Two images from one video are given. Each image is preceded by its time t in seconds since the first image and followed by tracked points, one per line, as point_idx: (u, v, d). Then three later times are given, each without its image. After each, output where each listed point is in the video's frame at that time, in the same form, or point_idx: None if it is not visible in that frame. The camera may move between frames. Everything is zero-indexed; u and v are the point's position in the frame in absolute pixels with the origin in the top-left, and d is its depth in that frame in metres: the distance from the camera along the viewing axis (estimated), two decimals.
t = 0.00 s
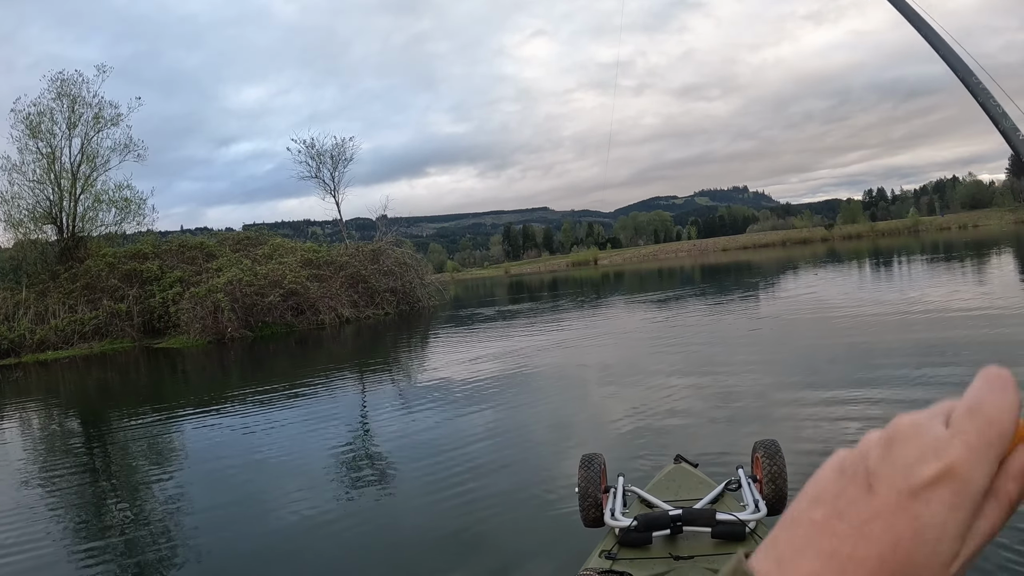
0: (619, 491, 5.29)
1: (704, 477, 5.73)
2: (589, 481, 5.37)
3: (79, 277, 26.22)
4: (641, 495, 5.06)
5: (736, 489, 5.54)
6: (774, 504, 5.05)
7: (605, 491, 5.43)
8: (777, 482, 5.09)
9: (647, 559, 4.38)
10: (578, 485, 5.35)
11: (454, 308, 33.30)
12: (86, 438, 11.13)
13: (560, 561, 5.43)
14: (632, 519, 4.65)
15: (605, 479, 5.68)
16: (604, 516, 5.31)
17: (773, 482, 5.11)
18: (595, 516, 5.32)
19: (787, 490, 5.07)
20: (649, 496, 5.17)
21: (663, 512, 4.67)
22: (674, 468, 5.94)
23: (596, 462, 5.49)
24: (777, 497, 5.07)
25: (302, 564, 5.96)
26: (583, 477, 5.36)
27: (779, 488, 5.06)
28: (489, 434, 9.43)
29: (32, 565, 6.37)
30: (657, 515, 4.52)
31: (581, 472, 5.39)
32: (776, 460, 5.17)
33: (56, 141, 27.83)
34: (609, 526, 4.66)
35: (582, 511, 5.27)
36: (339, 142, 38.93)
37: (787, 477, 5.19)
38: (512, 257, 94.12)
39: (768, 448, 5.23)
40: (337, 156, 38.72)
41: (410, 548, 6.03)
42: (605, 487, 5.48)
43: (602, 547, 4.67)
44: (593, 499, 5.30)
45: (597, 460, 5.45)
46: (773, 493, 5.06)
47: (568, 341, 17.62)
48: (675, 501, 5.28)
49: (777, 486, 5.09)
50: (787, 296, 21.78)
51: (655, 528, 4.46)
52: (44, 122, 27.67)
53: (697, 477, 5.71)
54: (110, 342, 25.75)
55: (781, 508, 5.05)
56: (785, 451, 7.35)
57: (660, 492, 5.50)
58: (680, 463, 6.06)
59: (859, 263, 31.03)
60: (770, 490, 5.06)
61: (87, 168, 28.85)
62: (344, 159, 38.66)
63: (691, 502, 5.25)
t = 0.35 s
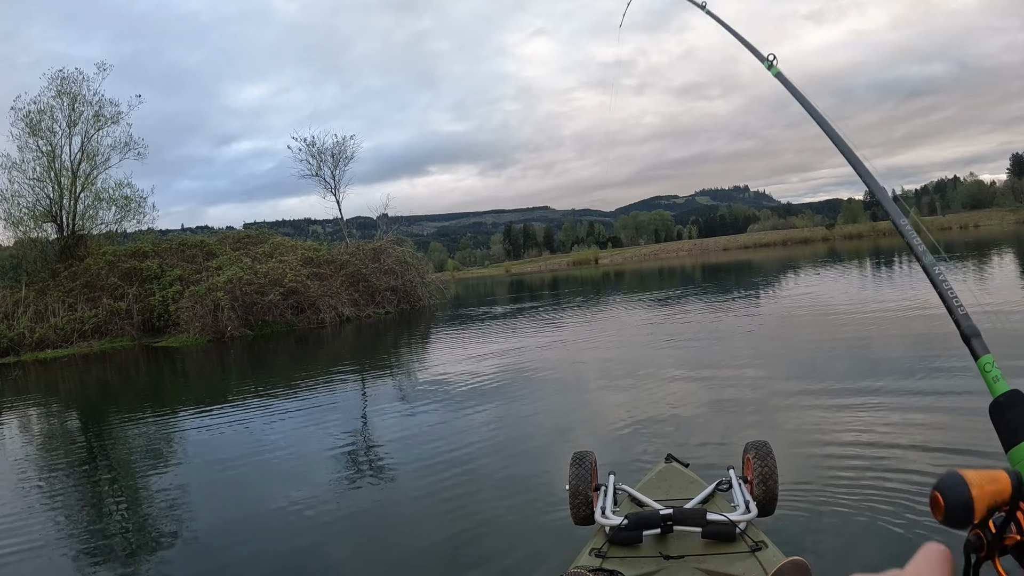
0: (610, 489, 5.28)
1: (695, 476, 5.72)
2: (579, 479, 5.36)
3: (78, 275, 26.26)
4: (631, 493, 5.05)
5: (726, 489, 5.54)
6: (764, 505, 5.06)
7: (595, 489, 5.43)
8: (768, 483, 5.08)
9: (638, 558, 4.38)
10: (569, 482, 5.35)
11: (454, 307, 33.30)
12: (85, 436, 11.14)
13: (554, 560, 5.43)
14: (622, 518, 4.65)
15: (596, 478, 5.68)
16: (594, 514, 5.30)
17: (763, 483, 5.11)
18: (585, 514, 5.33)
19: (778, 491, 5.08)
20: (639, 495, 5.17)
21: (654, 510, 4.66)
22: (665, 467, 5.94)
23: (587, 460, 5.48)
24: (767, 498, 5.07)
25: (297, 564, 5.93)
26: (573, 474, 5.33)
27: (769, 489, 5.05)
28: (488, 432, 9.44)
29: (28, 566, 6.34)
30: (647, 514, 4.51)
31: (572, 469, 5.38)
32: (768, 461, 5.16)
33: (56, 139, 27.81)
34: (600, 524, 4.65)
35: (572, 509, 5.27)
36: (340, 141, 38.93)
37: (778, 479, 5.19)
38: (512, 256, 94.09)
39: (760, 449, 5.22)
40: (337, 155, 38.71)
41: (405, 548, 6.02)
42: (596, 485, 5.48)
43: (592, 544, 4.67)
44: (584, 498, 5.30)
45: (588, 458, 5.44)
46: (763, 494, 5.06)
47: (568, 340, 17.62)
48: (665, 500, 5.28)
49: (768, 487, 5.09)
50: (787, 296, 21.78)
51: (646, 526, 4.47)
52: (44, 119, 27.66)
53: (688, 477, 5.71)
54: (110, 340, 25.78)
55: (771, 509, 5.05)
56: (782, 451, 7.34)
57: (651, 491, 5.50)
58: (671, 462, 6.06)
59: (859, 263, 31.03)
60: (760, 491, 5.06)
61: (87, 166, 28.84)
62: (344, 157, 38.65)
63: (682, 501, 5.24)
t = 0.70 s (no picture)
0: (600, 494, 5.27)
1: (685, 481, 5.71)
2: (569, 484, 5.35)
3: (78, 275, 26.29)
4: (621, 498, 5.04)
5: (717, 495, 5.53)
6: (755, 512, 5.06)
7: (585, 494, 5.42)
8: (758, 489, 5.08)
9: (628, 564, 4.37)
10: (558, 487, 5.35)
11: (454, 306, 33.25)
12: (84, 435, 11.15)
13: (547, 562, 5.42)
14: (611, 523, 4.61)
15: (586, 482, 5.66)
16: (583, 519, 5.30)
17: (754, 490, 5.11)
18: (575, 519, 5.32)
19: (769, 497, 5.08)
20: (629, 500, 5.16)
21: (644, 516, 4.62)
22: (656, 472, 5.93)
23: (577, 465, 5.47)
24: (758, 504, 5.07)
25: (293, 566, 5.93)
26: (563, 479, 5.33)
27: (760, 495, 5.05)
28: (486, 432, 9.44)
29: (25, 566, 6.33)
30: (637, 519, 4.48)
31: (562, 474, 5.37)
32: (759, 466, 5.15)
33: (56, 138, 27.81)
34: (589, 529, 4.64)
35: (561, 513, 5.27)
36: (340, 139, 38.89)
37: (769, 485, 5.18)
38: (513, 256, 94.02)
39: (751, 455, 5.21)
40: (338, 154, 38.67)
41: (401, 549, 6.02)
42: (586, 490, 5.46)
43: (580, 550, 4.66)
44: (573, 503, 5.29)
45: (578, 463, 5.42)
46: (754, 501, 5.06)
47: (568, 340, 17.60)
48: (655, 505, 5.27)
49: (758, 493, 5.08)
50: (788, 296, 21.71)
51: (636, 532, 4.45)
52: (44, 118, 27.66)
53: (678, 482, 5.70)
54: (109, 340, 25.78)
55: (762, 515, 5.06)
56: (780, 453, 7.32)
57: (642, 496, 5.49)
58: (662, 467, 6.05)
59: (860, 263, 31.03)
60: (751, 497, 5.06)
61: (88, 165, 28.83)
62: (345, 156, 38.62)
63: (672, 507, 5.23)
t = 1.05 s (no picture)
0: (595, 494, 5.29)
1: (680, 482, 5.71)
2: (564, 484, 5.36)
3: (78, 274, 26.36)
4: (616, 498, 5.05)
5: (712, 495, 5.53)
6: (750, 511, 5.04)
7: (581, 494, 5.43)
8: (753, 489, 5.08)
9: (624, 564, 4.36)
10: (553, 487, 5.35)
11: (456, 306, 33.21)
12: (85, 434, 11.19)
13: (544, 562, 5.44)
14: (607, 523, 4.64)
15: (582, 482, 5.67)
16: (579, 519, 5.31)
17: (749, 489, 5.10)
18: (571, 519, 5.32)
19: (764, 497, 5.06)
20: (625, 500, 5.17)
21: (639, 516, 4.63)
22: (651, 472, 5.93)
23: (572, 465, 5.48)
24: (753, 503, 5.05)
25: (291, 565, 5.94)
26: (558, 480, 5.33)
27: (755, 495, 5.04)
28: (487, 432, 9.44)
29: (24, 565, 6.36)
30: (632, 519, 4.51)
31: (557, 474, 5.38)
32: (754, 466, 5.15)
33: (56, 137, 27.83)
34: (584, 529, 4.64)
35: (557, 513, 5.27)
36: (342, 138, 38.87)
37: (764, 484, 5.18)
38: (514, 255, 93.97)
39: (746, 455, 5.21)
40: (339, 153, 38.64)
41: (401, 550, 6.01)
42: (581, 490, 5.48)
43: (576, 549, 4.66)
44: (569, 503, 5.30)
45: (573, 463, 5.43)
46: (749, 500, 5.04)
47: (570, 340, 17.59)
48: (650, 505, 5.27)
49: (753, 493, 5.08)
50: (790, 297, 21.64)
51: (631, 532, 4.48)
52: (45, 117, 27.68)
53: (673, 482, 5.69)
54: (109, 339, 25.83)
55: (757, 514, 5.04)
56: (780, 454, 7.30)
57: (636, 496, 5.49)
58: (657, 467, 6.05)
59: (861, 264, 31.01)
60: (746, 496, 5.05)
61: (88, 164, 28.85)
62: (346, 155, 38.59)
63: (667, 507, 5.24)
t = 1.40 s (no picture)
0: (591, 490, 5.31)
1: (676, 477, 5.73)
2: (560, 479, 5.37)
3: (80, 269, 26.47)
4: (612, 493, 5.06)
5: (708, 490, 5.55)
6: (745, 507, 5.06)
7: (577, 489, 5.45)
8: (748, 484, 5.10)
9: (621, 559, 4.38)
10: (550, 483, 5.36)
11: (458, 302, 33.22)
12: (87, 427, 11.28)
13: (541, 557, 5.48)
14: (602, 519, 4.65)
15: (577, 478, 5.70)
16: (575, 514, 5.31)
17: (744, 484, 5.13)
18: (567, 514, 5.32)
19: (759, 492, 5.09)
20: (621, 495, 5.21)
21: (635, 511, 4.62)
22: (647, 467, 5.94)
23: (568, 460, 5.49)
24: (748, 499, 5.08)
25: (291, 559, 6.00)
26: (554, 475, 5.35)
27: (750, 491, 5.06)
28: (487, 428, 9.49)
29: (26, 556, 6.45)
30: (628, 515, 4.47)
31: (553, 470, 5.40)
32: (749, 462, 5.17)
33: (59, 131, 27.90)
34: (581, 525, 4.67)
35: (553, 509, 5.27)
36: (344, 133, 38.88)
37: (759, 480, 5.20)
38: (516, 251, 93.83)
39: (741, 450, 5.22)
40: (341, 148, 38.64)
41: (400, 546, 6.02)
42: (577, 485, 5.50)
43: (572, 545, 4.68)
44: (565, 498, 5.30)
45: (569, 458, 5.45)
46: (744, 496, 5.07)
47: (572, 337, 17.59)
48: (646, 501, 5.29)
49: (748, 489, 5.10)
50: (792, 294, 21.59)
51: (627, 528, 4.45)
52: (47, 111, 27.75)
53: (669, 477, 5.70)
54: (111, 334, 25.91)
55: (752, 510, 5.06)
56: (779, 451, 7.32)
57: (632, 491, 5.52)
58: (653, 462, 6.06)
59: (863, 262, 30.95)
60: (741, 492, 5.07)
61: (90, 158, 28.92)
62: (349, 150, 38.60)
63: (662, 502, 5.26)
